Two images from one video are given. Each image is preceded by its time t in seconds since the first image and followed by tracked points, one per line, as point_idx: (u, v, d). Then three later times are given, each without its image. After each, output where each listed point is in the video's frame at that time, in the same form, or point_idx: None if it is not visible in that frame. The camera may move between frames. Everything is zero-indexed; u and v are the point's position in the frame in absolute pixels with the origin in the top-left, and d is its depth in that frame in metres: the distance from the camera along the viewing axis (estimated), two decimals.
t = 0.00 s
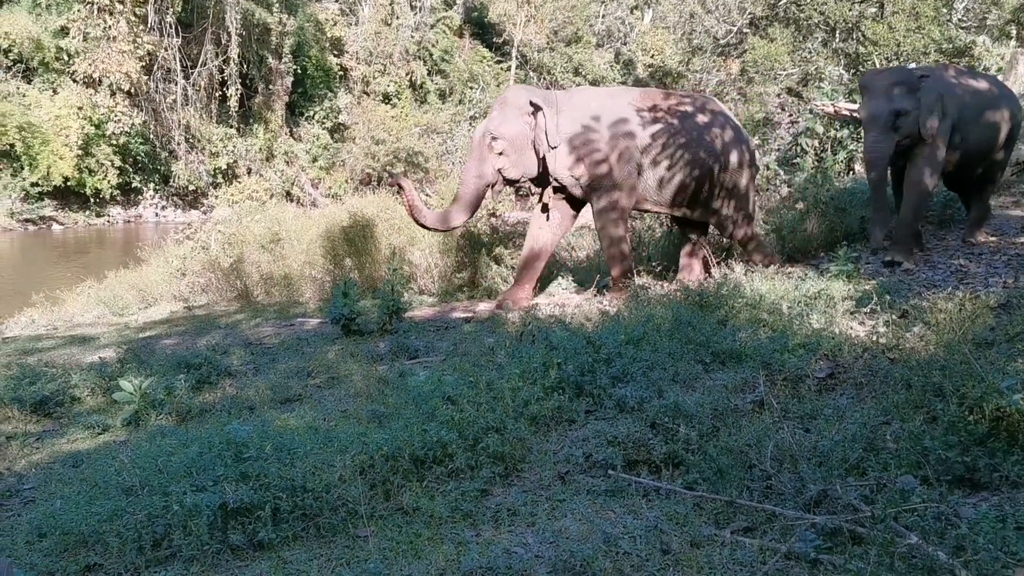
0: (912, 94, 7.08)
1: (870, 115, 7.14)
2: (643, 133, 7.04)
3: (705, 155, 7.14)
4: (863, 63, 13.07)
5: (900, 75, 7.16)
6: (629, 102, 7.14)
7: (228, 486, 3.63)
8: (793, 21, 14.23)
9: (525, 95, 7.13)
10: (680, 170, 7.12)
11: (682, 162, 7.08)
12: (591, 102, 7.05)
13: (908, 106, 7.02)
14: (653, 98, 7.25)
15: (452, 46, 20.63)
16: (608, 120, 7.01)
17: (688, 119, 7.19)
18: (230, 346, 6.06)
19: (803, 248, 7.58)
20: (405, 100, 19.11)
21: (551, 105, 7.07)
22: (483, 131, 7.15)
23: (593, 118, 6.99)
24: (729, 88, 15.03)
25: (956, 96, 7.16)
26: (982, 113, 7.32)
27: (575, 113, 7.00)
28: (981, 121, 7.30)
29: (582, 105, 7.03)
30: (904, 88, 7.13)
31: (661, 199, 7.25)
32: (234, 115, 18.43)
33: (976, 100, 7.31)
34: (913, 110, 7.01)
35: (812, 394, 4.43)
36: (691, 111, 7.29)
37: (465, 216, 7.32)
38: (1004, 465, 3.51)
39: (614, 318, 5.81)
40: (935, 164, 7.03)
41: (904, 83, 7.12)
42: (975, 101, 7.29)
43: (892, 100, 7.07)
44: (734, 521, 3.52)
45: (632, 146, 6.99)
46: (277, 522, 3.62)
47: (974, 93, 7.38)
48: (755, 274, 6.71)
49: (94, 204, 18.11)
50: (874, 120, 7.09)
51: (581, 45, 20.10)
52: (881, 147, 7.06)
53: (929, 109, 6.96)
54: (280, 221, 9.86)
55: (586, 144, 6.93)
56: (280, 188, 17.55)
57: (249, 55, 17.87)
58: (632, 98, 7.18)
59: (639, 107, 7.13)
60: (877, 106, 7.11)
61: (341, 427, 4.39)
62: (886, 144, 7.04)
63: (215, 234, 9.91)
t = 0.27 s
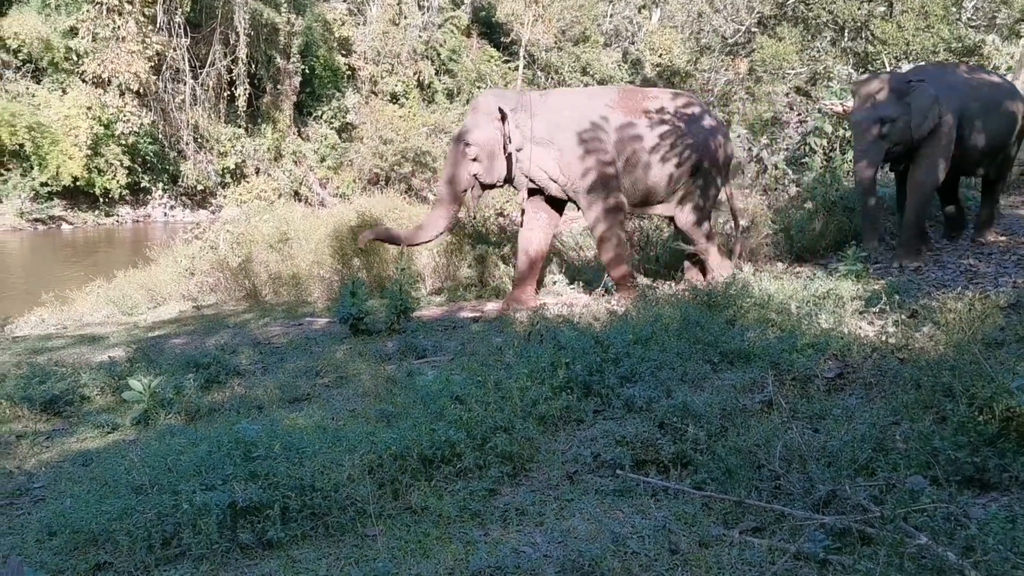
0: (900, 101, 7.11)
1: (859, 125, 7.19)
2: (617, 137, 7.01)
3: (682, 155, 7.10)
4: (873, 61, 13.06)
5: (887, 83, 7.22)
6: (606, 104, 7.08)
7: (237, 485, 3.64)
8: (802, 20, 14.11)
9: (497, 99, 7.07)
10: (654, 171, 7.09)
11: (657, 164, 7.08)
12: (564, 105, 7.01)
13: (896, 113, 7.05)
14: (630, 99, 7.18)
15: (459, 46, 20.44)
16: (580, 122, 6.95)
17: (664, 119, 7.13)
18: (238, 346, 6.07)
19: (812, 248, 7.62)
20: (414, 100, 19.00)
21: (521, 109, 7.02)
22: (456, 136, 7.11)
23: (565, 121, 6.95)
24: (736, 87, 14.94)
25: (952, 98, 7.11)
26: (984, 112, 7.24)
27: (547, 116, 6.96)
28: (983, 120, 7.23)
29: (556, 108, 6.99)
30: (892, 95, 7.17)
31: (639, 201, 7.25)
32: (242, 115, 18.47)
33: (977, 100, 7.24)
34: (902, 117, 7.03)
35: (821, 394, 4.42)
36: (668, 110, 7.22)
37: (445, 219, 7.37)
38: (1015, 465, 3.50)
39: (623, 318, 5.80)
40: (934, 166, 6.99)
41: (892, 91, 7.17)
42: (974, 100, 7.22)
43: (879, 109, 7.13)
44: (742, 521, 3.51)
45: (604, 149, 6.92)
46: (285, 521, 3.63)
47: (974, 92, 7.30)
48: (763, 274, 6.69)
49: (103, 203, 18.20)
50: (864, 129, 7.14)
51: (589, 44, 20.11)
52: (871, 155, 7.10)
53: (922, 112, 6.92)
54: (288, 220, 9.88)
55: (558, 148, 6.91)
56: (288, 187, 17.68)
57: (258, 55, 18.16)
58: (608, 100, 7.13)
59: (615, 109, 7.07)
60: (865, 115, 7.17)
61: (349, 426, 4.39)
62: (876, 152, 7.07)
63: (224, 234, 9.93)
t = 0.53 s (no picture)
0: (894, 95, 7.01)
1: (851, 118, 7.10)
2: (601, 136, 6.96)
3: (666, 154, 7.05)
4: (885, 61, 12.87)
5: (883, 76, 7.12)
6: (589, 103, 7.03)
7: (249, 484, 3.66)
8: (814, 19, 13.81)
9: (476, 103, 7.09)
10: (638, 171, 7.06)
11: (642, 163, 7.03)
12: (545, 106, 6.99)
13: (891, 108, 6.95)
14: (615, 97, 7.09)
15: (469, 45, 20.61)
16: (560, 124, 6.94)
17: (649, 117, 7.06)
18: (250, 346, 6.09)
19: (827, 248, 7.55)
20: (425, 100, 19.12)
21: (501, 111, 7.01)
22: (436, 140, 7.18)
23: (545, 124, 6.94)
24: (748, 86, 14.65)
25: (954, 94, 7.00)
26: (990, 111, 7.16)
27: (527, 119, 6.95)
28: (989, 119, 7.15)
29: (536, 110, 6.98)
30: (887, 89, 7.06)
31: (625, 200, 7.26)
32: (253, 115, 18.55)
33: (983, 98, 7.15)
34: (897, 112, 6.92)
35: (833, 395, 4.41)
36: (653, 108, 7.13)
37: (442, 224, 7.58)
38: None
39: (634, 318, 5.80)
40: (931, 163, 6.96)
41: (887, 83, 7.07)
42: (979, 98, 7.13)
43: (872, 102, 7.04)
44: (754, 522, 3.50)
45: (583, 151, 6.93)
46: (297, 521, 3.63)
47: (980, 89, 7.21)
48: (774, 274, 6.67)
49: (115, 203, 18.32)
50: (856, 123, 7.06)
51: (600, 44, 20.18)
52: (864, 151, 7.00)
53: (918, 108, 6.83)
54: (300, 221, 9.91)
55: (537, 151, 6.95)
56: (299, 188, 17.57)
57: (270, 55, 18.22)
58: (591, 98, 7.07)
59: (598, 109, 7.00)
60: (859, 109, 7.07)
61: (360, 426, 4.40)
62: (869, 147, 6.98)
63: (236, 234, 9.97)
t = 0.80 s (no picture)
0: (880, 98, 7.19)
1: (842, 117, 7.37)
2: (584, 136, 6.95)
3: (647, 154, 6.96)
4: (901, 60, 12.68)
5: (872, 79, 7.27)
6: (576, 103, 7.07)
7: (265, 483, 3.67)
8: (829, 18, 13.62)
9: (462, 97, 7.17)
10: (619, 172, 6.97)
11: (623, 164, 6.96)
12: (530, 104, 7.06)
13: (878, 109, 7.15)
14: (604, 99, 7.10)
15: (484, 46, 20.69)
16: (545, 123, 6.98)
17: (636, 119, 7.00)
18: (264, 346, 6.12)
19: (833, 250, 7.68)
20: (438, 101, 19.18)
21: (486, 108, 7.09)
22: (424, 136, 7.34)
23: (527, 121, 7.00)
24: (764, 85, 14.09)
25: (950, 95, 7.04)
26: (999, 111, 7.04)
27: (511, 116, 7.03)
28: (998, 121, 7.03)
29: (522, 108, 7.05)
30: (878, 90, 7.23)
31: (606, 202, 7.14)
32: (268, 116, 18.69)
33: (987, 100, 7.05)
34: (885, 113, 7.14)
35: (849, 396, 4.39)
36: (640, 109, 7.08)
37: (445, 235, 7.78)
38: None
39: (648, 319, 5.80)
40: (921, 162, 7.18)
41: (874, 86, 7.26)
42: (985, 98, 7.05)
43: (858, 104, 7.26)
44: (769, 523, 3.49)
45: (565, 150, 6.95)
46: (312, 520, 3.64)
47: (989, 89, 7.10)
48: (789, 274, 6.65)
49: (132, 204, 18.56)
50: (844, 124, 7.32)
51: (614, 44, 20.18)
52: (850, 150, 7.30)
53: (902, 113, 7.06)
54: (314, 221, 9.95)
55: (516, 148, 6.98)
56: (314, 188, 18.09)
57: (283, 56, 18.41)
58: (580, 99, 7.10)
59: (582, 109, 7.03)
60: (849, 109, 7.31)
61: (375, 426, 4.41)
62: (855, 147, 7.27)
63: (251, 234, 10.01)
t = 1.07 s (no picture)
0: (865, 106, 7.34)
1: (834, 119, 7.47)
2: (566, 139, 6.95)
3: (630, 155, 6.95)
4: (917, 59, 12.66)
5: (858, 87, 7.39)
6: (558, 106, 7.08)
7: (280, 483, 3.68)
8: (843, 18, 13.65)
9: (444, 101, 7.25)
10: (600, 173, 6.94)
11: (604, 164, 6.94)
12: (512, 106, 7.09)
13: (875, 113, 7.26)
14: (587, 102, 7.09)
15: (496, 45, 20.69)
16: (526, 125, 6.99)
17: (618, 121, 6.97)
18: (279, 345, 6.14)
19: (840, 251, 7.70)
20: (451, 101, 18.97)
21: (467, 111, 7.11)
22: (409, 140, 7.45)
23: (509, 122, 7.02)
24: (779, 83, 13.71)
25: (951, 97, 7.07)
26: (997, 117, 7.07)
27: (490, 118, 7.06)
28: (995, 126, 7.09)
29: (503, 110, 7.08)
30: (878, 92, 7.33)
31: (588, 203, 7.09)
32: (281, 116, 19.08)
33: (980, 105, 7.07)
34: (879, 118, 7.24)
35: (865, 396, 4.37)
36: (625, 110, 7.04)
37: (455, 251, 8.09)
38: None
39: (662, 319, 5.79)
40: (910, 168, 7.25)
41: (861, 95, 7.37)
42: (981, 102, 7.07)
43: (843, 113, 7.41)
44: (785, 524, 3.48)
45: (547, 153, 6.96)
46: (327, 520, 3.65)
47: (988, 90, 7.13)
48: (803, 274, 6.63)
49: (146, 204, 18.82)
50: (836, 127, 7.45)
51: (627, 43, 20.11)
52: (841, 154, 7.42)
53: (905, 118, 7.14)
54: (328, 221, 9.98)
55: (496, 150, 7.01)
56: (327, 188, 18.05)
57: (297, 56, 18.80)
58: (563, 103, 7.11)
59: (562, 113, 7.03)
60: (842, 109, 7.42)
61: (389, 425, 4.42)
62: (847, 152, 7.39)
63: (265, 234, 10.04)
